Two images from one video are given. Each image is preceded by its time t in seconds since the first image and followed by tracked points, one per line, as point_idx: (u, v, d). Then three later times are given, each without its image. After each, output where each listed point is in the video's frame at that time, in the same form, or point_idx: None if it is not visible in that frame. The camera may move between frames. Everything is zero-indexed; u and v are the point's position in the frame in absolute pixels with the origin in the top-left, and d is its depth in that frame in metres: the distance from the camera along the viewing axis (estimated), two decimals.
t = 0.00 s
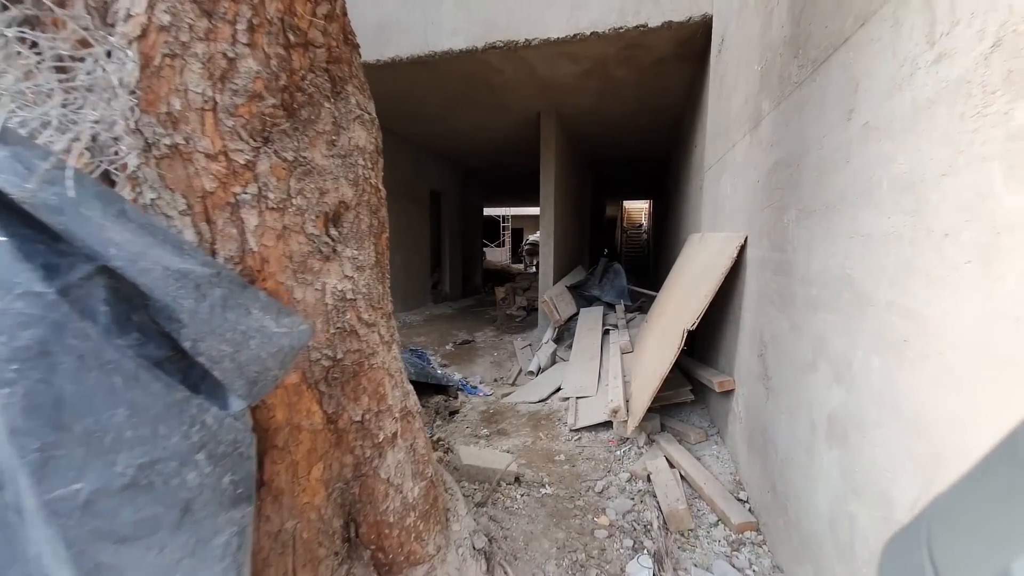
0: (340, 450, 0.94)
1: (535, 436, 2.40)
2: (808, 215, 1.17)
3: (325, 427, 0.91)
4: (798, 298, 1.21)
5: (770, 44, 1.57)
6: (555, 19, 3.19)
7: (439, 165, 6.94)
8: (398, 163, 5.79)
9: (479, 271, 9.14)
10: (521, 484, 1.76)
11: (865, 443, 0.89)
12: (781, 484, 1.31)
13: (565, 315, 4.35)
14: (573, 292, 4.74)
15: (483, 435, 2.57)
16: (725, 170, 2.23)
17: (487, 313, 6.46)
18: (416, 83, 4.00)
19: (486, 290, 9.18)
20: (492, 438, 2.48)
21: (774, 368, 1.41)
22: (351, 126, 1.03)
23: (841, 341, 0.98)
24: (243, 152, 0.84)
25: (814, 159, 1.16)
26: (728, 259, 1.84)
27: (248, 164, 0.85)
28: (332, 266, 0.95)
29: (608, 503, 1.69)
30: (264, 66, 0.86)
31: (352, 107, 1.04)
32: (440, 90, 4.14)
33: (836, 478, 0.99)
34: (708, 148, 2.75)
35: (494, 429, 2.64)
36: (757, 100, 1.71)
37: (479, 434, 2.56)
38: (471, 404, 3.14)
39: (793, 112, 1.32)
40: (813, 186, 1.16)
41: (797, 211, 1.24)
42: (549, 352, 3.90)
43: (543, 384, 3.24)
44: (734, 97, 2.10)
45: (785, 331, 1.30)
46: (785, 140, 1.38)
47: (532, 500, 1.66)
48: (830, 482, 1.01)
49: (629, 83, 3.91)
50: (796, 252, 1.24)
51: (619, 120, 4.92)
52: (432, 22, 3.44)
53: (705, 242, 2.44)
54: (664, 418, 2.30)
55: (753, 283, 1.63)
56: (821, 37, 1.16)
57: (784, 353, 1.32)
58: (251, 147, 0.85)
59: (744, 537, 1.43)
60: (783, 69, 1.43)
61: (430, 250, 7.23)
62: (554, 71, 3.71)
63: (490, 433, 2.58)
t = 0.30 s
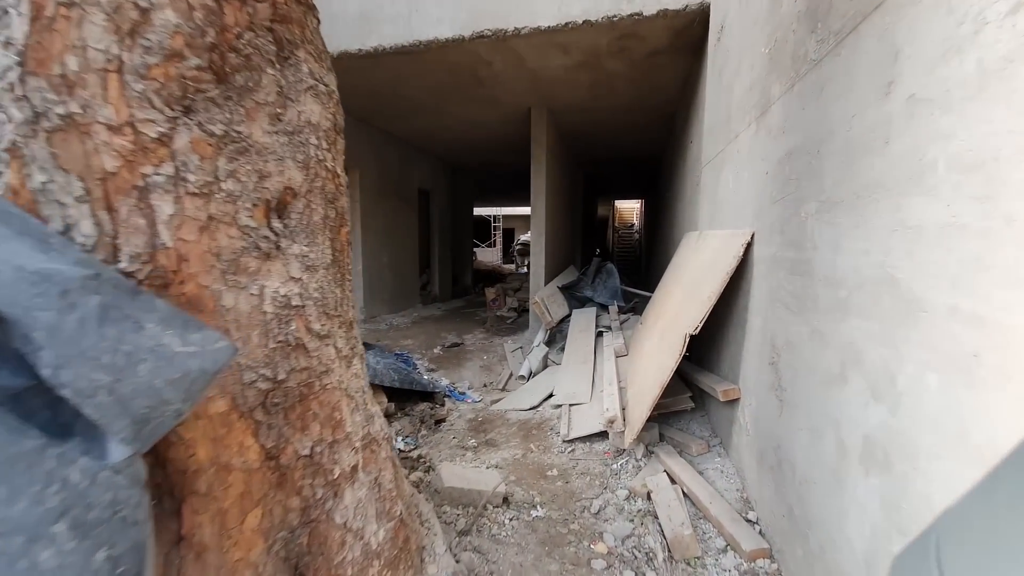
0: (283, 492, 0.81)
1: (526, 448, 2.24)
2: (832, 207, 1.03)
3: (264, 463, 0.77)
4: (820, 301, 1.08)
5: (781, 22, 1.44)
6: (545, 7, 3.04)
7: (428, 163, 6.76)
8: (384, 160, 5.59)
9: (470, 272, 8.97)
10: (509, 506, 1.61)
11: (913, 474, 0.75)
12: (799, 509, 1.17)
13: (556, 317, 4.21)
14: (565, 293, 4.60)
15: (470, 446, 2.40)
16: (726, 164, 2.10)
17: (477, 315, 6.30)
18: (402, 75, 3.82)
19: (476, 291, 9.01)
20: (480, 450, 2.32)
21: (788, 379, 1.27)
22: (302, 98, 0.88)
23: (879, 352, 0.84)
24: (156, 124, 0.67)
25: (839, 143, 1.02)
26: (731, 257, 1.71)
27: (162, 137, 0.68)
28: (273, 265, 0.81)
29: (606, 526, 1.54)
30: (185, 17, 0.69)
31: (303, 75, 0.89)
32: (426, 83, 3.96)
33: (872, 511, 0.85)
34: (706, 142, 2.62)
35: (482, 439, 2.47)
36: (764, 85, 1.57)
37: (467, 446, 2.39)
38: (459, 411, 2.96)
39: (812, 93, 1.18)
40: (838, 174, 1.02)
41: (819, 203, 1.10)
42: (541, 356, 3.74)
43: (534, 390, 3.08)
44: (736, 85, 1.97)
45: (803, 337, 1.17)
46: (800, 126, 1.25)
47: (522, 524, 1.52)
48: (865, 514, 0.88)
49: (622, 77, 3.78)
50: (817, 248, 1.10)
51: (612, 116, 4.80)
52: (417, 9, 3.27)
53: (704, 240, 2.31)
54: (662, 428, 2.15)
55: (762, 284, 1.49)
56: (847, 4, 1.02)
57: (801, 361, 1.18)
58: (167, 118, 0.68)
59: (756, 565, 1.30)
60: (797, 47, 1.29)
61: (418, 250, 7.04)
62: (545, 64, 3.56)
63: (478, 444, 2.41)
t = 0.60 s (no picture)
0: (200, 560, 0.69)
1: (512, 462, 2.10)
2: (856, 204, 0.91)
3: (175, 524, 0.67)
4: (840, 310, 0.96)
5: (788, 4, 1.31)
6: None
7: (412, 160, 6.57)
8: (366, 157, 5.39)
9: (456, 272, 8.80)
10: (492, 533, 1.51)
11: (958, 513, 0.64)
12: (812, 541, 1.06)
13: (545, 319, 4.08)
14: (553, 295, 4.48)
15: (453, 459, 2.26)
16: (722, 161, 1.99)
17: (464, 316, 6.15)
18: (383, 68, 3.64)
19: (463, 291, 8.84)
20: (463, 465, 2.17)
21: (797, 394, 1.15)
22: (230, 70, 0.76)
23: (920, 373, 0.73)
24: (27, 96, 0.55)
25: (865, 132, 0.90)
26: (731, 259, 1.59)
27: (34, 113, 0.55)
28: (186, 276, 0.68)
29: (599, 555, 1.43)
30: None
31: (232, 43, 0.76)
32: (408, 76, 3.79)
33: (901, 555, 0.74)
34: (700, 137, 2.51)
35: (466, 452, 2.33)
36: (768, 73, 1.45)
37: (450, 460, 2.24)
38: (442, 420, 2.80)
39: (829, 77, 1.06)
40: (864, 167, 0.89)
41: (839, 200, 0.98)
42: (528, 360, 3.61)
43: (522, 397, 2.93)
44: (734, 75, 1.85)
45: (816, 349, 1.05)
46: (813, 117, 1.13)
47: (505, 556, 1.42)
48: (892, 558, 0.76)
49: (612, 72, 3.66)
50: (834, 251, 0.99)
51: (601, 112, 4.68)
52: None
53: (698, 242, 2.19)
54: (657, 440, 2.01)
55: (767, 288, 1.37)
56: None
57: (813, 377, 1.06)
58: (42, 90, 0.56)
59: None
60: (809, 28, 1.17)
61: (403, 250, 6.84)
62: (532, 57, 3.41)
63: (463, 458, 2.26)
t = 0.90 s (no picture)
0: None
1: (498, 475, 1.98)
2: (880, 203, 0.81)
3: None
4: (860, 320, 0.86)
5: None
6: None
7: (396, 157, 6.40)
8: (348, 154, 5.20)
9: (443, 273, 8.65)
10: (475, 562, 1.40)
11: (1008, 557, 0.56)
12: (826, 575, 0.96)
13: (533, 322, 3.97)
14: (541, 296, 4.37)
15: (435, 472, 2.13)
16: (717, 158, 1.90)
17: (450, 318, 6.01)
18: (362, 60, 3.49)
19: (450, 292, 8.68)
20: (446, 478, 2.05)
21: (806, 410, 1.05)
22: (139, 36, 0.67)
23: (965, 399, 0.63)
24: None
25: (890, 121, 0.81)
26: (729, 260, 1.49)
27: None
28: (70, 289, 0.61)
29: None
30: None
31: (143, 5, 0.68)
32: (389, 69, 3.63)
33: None
34: (692, 134, 2.42)
35: (449, 464, 2.21)
36: (770, 62, 1.35)
37: (432, 473, 2.11)
38: (426, 429, 2.66)
39: (846, 62, 0.96)
40: (892, 161, 0.79)
41: (858, 197, 0.88)
42: (516, 364, 3.50)
43: (509, 404, 2.82)
44: (730, 67, 1.76)
45: (830, 362, 0.95)
46: (824, 107, 1.03)
47: None
48: None
49: (600, 67, 3.56)
50: (852, 253, 0.89)
51: (589, 109, 4.59)
52: None
53: (692, 243, 2.10)
54: (650, 450, 1.90)
55: (770, 293, 1.27)
56: None
57: (827, 392, 0.96)
58: None
59: None
60: (819, 10, 1.07)
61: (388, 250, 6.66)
62: (518, 50, 3.29)
63: (446, 471, 2.13)
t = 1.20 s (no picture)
0: None
1: (485, 493, 1.85)
2: (931, 199, 0.69)
3: None
4: (902, 334, 0.74)
5: None
6: None
7: (383, 154, 6.21)
8: (330, 150, 5.01)
9: (432, 274, 8.47)
10: None
11: None
12: None
13: (523, 325, 3.84)
14: (532, 297, 4.24)
15: (418, 488, 1.99)
16: (717, 153, 1.78)
17: (439, 319, 5.85)
18: (344, 51, 3.32)
19: (439, 293, 8.51)
20: (429, 495, 1.91)
21: (828, 433, 0.94)
22: None
23: None
24: None
25: (939, 103, 0.69)
26: (733, 262, 1.37)
27: None
28: None
29: None
30: None
31: None
32: (372, 61, 3.47)
33: None
34: (689, 128, 2.30)
35: (433, 479, 2.06)
36: (781, 44, 1.23)
37: (414, 490, 1.96)
38: (410, 440, 2.51)
39: (878, 37, 0.84)
40: (948, 149, 0.67)
41: (900, 191, 0.76)
42: (505, 368, 3.36)
43: (498, 411, 2.68)
44: (733, 54, 1.63)
45: (860, 381, 0.84)
46: (848, 90, 0.91)
47: None
48: None
49: (592, 60, 3.44)
50: (891, 257, 0.77)
51: (580, 105, 4.46)
52: None
53: (690, 243, 1.98)
54: (648, 464, 1.78)
55: (784, 298, 1.15)
56: None
57: (857, 416, 0.85)
58: None
59: None
60: None
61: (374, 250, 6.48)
62: (506, 42, 3.15)
63: (430, 487, 1.98)
